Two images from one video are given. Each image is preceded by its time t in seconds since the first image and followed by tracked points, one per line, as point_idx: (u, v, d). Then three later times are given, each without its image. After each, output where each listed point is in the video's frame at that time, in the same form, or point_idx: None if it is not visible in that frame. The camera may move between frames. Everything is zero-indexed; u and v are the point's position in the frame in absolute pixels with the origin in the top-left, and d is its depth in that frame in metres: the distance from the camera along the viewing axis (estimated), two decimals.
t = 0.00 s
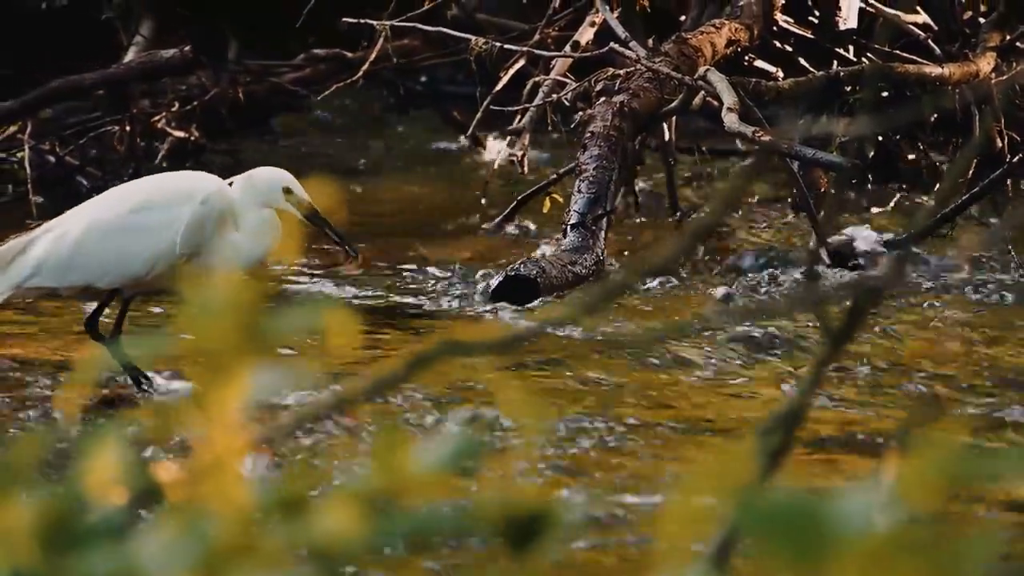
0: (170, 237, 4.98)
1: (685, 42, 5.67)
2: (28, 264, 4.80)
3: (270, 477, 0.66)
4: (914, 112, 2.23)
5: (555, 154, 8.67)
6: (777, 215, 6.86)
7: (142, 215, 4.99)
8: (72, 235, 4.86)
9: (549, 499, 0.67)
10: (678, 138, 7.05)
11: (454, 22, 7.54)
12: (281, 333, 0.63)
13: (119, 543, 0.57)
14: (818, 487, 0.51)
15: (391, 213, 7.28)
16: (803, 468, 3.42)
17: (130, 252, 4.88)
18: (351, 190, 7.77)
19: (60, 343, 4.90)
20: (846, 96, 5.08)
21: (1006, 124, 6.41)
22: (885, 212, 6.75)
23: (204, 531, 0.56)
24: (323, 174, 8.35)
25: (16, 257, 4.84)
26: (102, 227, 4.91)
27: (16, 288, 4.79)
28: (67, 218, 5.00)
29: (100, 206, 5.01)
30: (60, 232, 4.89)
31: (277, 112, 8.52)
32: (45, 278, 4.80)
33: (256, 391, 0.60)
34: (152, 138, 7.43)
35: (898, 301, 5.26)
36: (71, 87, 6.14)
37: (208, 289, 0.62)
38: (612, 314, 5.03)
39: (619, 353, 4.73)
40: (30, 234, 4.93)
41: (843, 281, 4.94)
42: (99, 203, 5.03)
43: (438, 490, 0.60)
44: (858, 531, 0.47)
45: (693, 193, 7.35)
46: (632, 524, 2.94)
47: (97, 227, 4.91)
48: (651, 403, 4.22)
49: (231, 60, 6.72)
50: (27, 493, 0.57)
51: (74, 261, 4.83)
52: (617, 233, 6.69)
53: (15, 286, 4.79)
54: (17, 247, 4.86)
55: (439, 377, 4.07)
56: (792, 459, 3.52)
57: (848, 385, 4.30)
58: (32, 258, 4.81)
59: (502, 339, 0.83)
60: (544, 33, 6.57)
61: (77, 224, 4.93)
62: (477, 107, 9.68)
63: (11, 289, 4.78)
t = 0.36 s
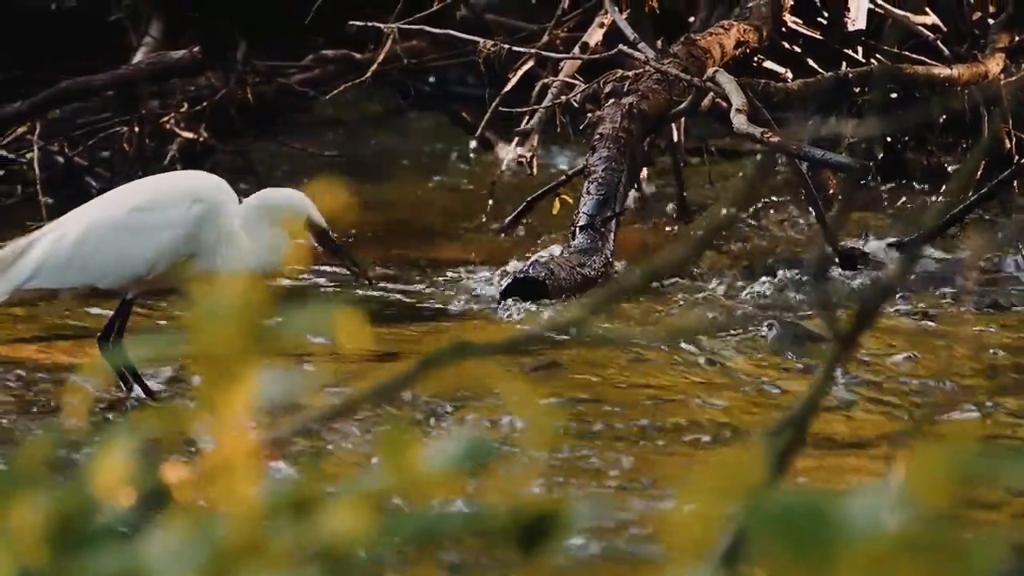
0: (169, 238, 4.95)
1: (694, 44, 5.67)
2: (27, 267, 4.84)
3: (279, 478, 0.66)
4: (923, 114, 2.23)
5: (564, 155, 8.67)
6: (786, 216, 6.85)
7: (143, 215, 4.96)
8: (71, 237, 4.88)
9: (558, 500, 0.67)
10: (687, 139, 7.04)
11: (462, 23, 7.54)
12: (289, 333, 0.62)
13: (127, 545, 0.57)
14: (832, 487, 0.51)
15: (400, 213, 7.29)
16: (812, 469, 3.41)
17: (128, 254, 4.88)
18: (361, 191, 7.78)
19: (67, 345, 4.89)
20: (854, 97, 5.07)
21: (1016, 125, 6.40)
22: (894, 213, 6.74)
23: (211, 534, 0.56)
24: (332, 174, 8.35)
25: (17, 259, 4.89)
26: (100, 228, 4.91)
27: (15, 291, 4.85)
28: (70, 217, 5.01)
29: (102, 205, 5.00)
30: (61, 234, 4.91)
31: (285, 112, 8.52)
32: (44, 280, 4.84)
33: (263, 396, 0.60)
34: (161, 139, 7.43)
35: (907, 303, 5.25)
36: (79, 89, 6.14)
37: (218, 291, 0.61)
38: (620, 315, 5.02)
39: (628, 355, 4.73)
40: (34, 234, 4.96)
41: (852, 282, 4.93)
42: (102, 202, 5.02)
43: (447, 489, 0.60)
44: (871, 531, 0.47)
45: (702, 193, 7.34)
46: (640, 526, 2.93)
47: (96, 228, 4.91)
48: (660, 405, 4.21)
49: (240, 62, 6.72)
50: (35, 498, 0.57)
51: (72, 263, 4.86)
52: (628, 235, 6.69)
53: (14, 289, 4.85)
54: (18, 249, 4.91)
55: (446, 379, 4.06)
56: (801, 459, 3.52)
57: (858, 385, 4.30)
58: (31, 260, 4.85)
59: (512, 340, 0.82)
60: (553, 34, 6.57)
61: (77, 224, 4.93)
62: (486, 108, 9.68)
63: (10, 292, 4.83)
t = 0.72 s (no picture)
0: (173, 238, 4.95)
1: (702, 43, 5.67)
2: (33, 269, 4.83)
3: (287, 475, 0.66)
4: (928, 112, 2.22)
5: (571, 153, 8.66)
6: (794, 215, 6.85)
7: (147, 210, 4.98)
8: (77, 238, 4.88)
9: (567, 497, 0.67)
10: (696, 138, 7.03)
11: (470, 21, 7.53)
12: (298, 333, 0.63)
13: (137, 542, 0.57)
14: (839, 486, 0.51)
15: (409, 212, 7.29)
16: (822, 468, 3.41)
17: (135, 251, 4.90)
18: (369, 190, 7.78)
19: (75, 344, 4.90)
20: (862, 96, 5.07)
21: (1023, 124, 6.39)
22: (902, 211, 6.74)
23: (220, 530, 0.56)
24: (340, 172, 8.36)
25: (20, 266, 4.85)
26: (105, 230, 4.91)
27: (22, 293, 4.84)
28: (74, 219, 5.01)
29: (105, 207, 5.00)
30: (65, 236, 4.91)
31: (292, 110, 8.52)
32: (52, 284, 4.82)
33: (272, 395, 0.60)
34: (168, 137, 7.43)
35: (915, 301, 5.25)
36: (87, 87, 6.15)
37: (229, 290, 0.61)
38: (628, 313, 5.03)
39: (636, 354, 4.73)
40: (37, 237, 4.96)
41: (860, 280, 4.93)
42: (105, 205, 5.02)
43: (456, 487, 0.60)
44: (879, 531, 0.47)
45: (709, 192, 7.33)
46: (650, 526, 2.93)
47: (101, 230, 4.90)
48: (667, 403, 4.22)
49: (248, 60, 6.72)
50: (45, 495, 0.57)
51: (79, 264, 4.86)
52: (637, 233, 6.69)
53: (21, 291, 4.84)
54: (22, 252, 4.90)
55: (454, 378, 4.06)
56: (810, 459, 3.52)
57: (866, 383, 4.30)
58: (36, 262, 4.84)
59: (518, 338, 0.83)
60: (561, 32, 6.56)
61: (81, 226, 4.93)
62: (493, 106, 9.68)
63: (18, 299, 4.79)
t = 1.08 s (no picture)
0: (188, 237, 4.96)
1: (720, 41, 5.66)
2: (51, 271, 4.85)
3: (305, 473, 0.66)
4: (953, 112, 2.21)
5: (589, 152, 8.66)
6: (812, 214, 6.83)
7: (162, 211, 5.01)
8: (91, 238, 4.90)
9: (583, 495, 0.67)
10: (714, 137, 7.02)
11: (488, 21, 7.53)
12: (317, 332, 0.63)
13: (156, 539, 0.57)
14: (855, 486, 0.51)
15: (426, 211, 7.29)
16: (839, 467, 3.40)
17: (150, 247, 4.90)
18: (387, 189, 7.79)
19: (93, 343, 4.92)
20: (881, 95, 5.06)
21: None
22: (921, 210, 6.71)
23: (239, 529, 0.56)
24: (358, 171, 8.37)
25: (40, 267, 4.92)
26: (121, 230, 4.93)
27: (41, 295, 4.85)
28: (90, 222, 5.03)
29: (121, 209, 5.02)
30: (82, 237, 4.93)
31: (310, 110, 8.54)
32: (70, 283, 4.85)
33: (291, 393, 0.60)
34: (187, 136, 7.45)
35: (935, 300, 5.24)
36: (106, 87, 6.17)
37: (246, 287, 0.61)
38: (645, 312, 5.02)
39: (653, 353, 4.72)
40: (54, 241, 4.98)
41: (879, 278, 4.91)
42: (119, 207, 5.04)
43: (474, 487, 0.60)
44: (898, 531, 0.47)
45: (728, 190, 7.32)
46: (665, 525, 2.92)
47: (116, 230, 4.92)
48: (684, 402, 4.21)
49: (267, 59, 6.73)
50: (63, 494, 0.57)
51: (95, 264, 4.87)
52: (656, 233, 6.68)
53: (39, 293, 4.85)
54: (40, 255, 4.92)
55: (471, 378, 4.06)
56: (827, 459, 3.51)
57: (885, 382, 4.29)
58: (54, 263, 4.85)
59: (535, 337, 0.82)
60: (580, 32, 6.55)
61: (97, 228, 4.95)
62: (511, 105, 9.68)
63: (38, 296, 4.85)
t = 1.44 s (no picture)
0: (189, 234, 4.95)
1: (725, 39, 5.66)
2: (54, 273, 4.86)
3: (308, 471, 0.66)
4: (958, 110, 2.21)
5: (595, 150, 8.65)
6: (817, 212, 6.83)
7: (163, 209, 5.00)
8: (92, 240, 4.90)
9: (587, 493, 0.67)
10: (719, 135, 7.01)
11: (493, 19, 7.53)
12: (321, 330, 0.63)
13: (161, 540, 0.57)
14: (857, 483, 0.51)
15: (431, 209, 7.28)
16: (844, 465, 3.40)
17: (151, 247, 4.93)
18: (392, 188, 7.79)
19: (98, 341, 4.93)
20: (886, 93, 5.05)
21: None
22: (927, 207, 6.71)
23: (241, 529, 0.56)
24: (363, 170, 8.36)
25: (45, 272, 4.88)
26: (122, 231, 4.93)
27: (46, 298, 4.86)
28: (92, 223, 5.03)
29: (122, 209, 5.02)
30: (84, 239, 4.93)
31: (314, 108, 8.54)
32: (73, 285, 4.84)
33: (293, 391, 0.60)
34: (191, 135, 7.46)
35: (940, 298, 5.23)
36: (111, 85, 6.19)
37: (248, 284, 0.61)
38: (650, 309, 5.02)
39: (658, 350, 4.72)
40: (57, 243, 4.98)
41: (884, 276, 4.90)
42: (120, 207, 5.03)
43: (479, 485, 0.60)
44: (901, 530, 0.47)
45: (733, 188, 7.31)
46: (669, 524, 2.92)
47: (118, 231, 4.92)
48: (689, 400, 4.21)
49: (272, 57, 6.73)
50: (66, 495, 0.57)
51: (97, 265, 4.87)
52: (661, 230, 6.68)
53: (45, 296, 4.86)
54: (44, 258, 4.93)
55: (476, 377, 4.06)
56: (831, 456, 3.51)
57: (890, 380, 4.29)
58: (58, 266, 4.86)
59: (540, 334, 0.82)
60: (584, 29, 6.55)
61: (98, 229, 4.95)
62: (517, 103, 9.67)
63: (42, 302, 4.80)
